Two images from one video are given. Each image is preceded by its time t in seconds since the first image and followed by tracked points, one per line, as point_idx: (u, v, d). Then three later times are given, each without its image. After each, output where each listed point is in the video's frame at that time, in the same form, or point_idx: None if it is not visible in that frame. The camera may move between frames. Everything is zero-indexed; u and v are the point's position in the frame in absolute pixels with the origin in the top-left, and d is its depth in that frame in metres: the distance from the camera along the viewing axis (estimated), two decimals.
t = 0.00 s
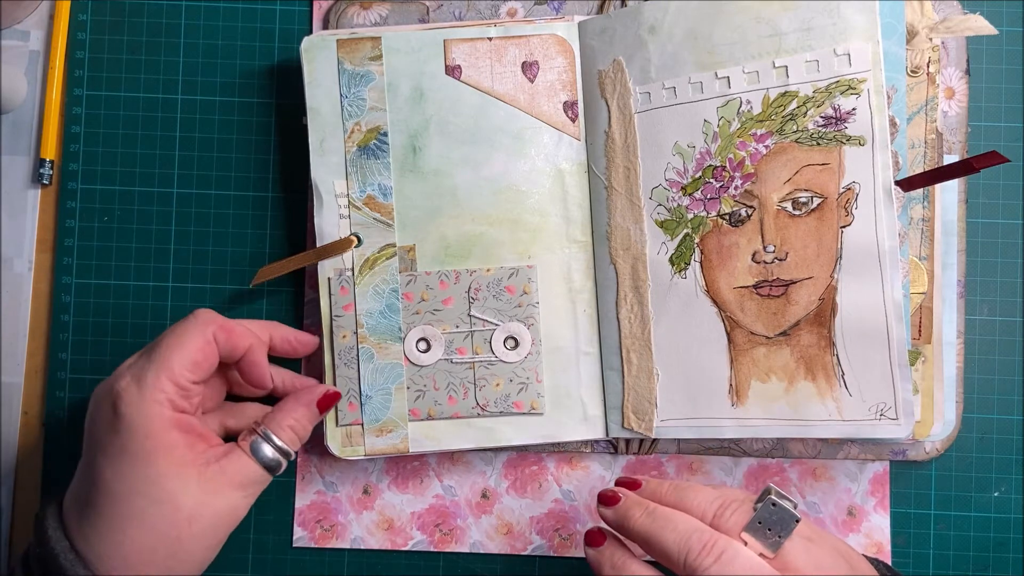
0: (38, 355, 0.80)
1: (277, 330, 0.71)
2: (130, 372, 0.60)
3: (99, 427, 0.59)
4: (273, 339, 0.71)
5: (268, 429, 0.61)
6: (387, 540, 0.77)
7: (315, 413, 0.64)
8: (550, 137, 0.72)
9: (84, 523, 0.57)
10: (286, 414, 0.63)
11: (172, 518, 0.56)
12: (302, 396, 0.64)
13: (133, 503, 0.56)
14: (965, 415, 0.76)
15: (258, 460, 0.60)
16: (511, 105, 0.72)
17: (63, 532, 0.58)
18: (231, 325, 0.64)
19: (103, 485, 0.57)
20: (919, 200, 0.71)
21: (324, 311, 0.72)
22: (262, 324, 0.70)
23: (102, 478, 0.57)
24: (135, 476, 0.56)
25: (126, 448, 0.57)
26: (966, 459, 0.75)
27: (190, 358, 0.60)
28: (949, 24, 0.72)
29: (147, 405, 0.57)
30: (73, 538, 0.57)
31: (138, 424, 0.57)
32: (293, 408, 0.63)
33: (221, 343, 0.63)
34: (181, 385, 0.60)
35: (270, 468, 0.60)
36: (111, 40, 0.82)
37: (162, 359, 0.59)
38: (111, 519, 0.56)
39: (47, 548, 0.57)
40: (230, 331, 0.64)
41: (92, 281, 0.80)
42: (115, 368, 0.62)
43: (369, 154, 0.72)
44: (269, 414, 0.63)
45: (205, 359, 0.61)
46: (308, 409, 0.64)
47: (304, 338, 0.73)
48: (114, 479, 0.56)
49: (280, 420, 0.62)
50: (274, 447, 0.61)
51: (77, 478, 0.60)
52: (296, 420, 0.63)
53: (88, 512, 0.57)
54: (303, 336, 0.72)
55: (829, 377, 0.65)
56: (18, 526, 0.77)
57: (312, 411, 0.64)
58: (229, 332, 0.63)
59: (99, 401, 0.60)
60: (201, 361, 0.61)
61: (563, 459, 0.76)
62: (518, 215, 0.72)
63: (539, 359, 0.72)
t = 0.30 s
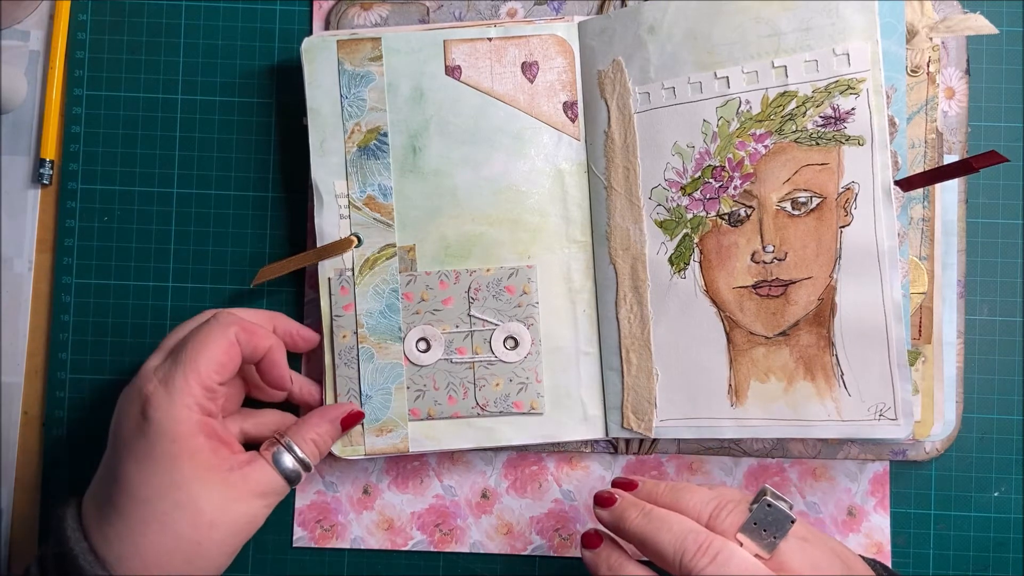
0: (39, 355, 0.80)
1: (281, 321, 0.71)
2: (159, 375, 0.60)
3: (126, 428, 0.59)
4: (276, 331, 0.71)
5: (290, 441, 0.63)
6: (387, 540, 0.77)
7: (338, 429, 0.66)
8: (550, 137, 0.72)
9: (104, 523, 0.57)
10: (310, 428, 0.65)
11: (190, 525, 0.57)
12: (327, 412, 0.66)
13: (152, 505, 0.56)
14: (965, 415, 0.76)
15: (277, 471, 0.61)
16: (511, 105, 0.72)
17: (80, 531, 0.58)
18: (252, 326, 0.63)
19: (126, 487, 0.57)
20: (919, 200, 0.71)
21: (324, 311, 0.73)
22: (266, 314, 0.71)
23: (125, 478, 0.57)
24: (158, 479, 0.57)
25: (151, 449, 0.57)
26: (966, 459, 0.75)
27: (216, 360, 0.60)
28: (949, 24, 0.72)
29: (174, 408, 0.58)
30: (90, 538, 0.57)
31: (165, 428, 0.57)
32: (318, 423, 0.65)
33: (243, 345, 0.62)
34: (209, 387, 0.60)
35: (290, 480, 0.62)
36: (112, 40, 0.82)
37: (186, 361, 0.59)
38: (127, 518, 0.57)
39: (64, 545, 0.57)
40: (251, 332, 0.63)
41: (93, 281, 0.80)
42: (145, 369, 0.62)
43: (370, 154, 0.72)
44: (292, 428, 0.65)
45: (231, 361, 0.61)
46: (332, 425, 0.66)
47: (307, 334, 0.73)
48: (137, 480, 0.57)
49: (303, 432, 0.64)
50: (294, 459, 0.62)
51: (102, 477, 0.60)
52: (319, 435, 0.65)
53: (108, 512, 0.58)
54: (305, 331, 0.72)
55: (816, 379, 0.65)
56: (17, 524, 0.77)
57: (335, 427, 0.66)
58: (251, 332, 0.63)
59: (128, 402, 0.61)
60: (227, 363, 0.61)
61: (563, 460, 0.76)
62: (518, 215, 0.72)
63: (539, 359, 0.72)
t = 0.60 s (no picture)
0: (39, 355, 0.80)
1: (277, 315, 0.72)
2: (159, 378, 0.60)
3: (128, 431, 0.60)
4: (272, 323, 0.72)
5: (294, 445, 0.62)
6: (387, 540, 0.77)
7: (342, 436, 0.66)
8: (550, 137, 0.72)
9: (109, 527, 0.58)
10: (315, 434, 0.64)
11: (189, 525, 0.56)
12: (332, 419, 0.66)
13: (154, 507, 0.56)
14: (965, 415, 0.76)
15: (279, 475, 0.61)
16: (511, 105, 0.72)
17: (87, 535, 0.59)
18: (248, 322, 0.63)
19: (128, 490, 0.57)
20: (920, 200, 0.71)
21: (324, 310, 0.73)
22: (260, 309, 0.72)
23: (127, 481, 0.57)
24: (159, 482, 0.57)
25: (152, 452, 0.57)
26: (966, 459, 0.75)
27: (216, 360, 0.60)
28: (949, 25, 0.72)
29: (174, 410, 0.58)
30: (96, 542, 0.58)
31: (165, 429, 0.57)
32: (323, 430, 0.65)
33: (240, 343, 0.62)
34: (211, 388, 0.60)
35: (292, 485, 0.61)
36: (112, 40, 0.82)
37: (185, 363, 0.59)
38: (129, 519, 0.57)
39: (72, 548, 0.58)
40: (247, 329, 0.63)
41: (93, 281, 0.80)
42: (146, 371, 0.63)
43: (369, 154, 0.72)
44: (296, 433, 0.64)
45: (229, 360, 0.61)
46: (337, 432, 0.66)
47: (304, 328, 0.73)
48: (139, 484, 0.57)
49: (308, 438, 0.64)
50: (299, 464, 0.61)
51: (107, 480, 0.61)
52: (323, 441, 0.65)
53: (111, 518, 0.58)
54: (303, 324, 0.72)
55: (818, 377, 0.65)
56: (17, 524, 0.78)
57: (339, 434, 0.66)
58: (246, 329, 0.62)
59: (131, 405, 0.61)
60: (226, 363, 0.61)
61: (563, 459, 0.76)
62: (518, 214, 0.72)
63: (539, 359, 0.72)
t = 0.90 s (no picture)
0: (39, 355, 0.80)
1: (274, 311, 0.72)
2: (167, 385, 0.60)
3: (139, 439, 0.59)
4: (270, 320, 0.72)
5: (303, 456, 0.62)
6: (387, 540, 0.77)
7: (350, 447, 0.65)
8: (550, 137, 0.72)
9: (118, 533, 0.58)
10: (324, 445, 0.64)
11: (196, 532, 0.56)
12: (340, 429, 0.66)
13: (163, 513, 0.56)
14: (965, 415, 0.76)
15: (286, 486, 0.60)
16: (511, 105, 0.72)
17: (97, 541, 0.59)
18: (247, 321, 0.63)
19: (137, 496, 0.57)
20: (920, 200, 0.71)
21: (324, 310, 0.73)
22: (258, 306, 0.72)
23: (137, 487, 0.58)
24: (169, 489, 0.57)
25: (161, 459, 0.57)
26: (966, 459, 0.75)
27: (220, 362, 0.60)
28: (949, 25, 0.72)
29: (184, 417, 0.58)
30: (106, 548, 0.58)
31: (177, 437, 0.57)
32: (331, 440, 0.64)
33: (243, 342, 0.62)
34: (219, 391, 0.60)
35: (302, 498, 0.61)
36: (111, 40, 0.82)
37: (192, 369, 0.59)
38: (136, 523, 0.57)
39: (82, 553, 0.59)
40: (247, 328, 0.63)
41: (94, 282, 0.80)
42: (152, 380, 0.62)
43: (369, 154, 0.72)
44: (306, 443, 0.63)
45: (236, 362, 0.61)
46: (345, 443, 0.65)
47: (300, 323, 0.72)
48: (148, 491, 0.57)
49: (316, 449, 0.63)
50: (307, 476, 0.61)
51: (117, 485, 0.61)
52: (332, 452, 0.64)
53: (119, 526, 0.58)
54: (299, 321, 0.72)
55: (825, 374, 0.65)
56: (17, 524, 0.78)
57: (347, 444, 0.65)
58: (247, 328, 0.63)
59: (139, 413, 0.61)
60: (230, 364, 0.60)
61: (563, 459, 0.76)
62: (518, 214, 0.72)
63: (539, 359, 0.72)
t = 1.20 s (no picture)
0: (39, 355, 0.80)
1: (269, 310, 0.72)
2: (170, 393, 0.60)
3: (144, 444, 0.59)
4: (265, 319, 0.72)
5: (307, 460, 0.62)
6: (387, 540, 0.77)
7: (352, 446, 0.66)
8: (550, 137, 0.72)
9: (124, 538, 0.58)
10: (327, 447, 0.64)
11: (199, 534, 0.56)
12: (341, 429, 0.66)
13: (165, 515, 0.56)
14: (964, 415, 0.76)
15: (293, 491, 0.60)
16: (511, 105, 0.72)
17: (103, 544, 0.59)
18: (245, 323, 0.63)
19: (144, 501, 0.57)
20: (920, 200, 0.71)
21: (323, 310, 0.72)
22: (253, 305, 0.72)
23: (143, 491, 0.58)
24: (174, 495, 0.57)
25: (167, 462, 0.57)
26: (966, 459, 0.75)
27: (223, 366, 0.60)
28: (949, 24, 0.71)
29: (191, 425, 0.58)
30: (111, 553, 0.58)
31: (182, 443, 0.57)
32: (334, 442, 0.64)
33: (242, 344, 0.62)
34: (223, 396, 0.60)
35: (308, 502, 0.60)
36: (111, 40, 0.82)
37: (194, 376, 0.59)
38: (142, 525, 0.57)
39: (86, 558, 0.59)
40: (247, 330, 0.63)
41: (94, 283, 0.80)
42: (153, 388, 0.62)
43: (369, 154, 0.72)
44: (309, 447, 0.63)
45: (237, 366, 0.61)
46: (347, 443, 0.65)
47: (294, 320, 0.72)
48: (154, 496, 0.57)
49: (320, 452, 0.63)
50: (313, 480, 0.61)
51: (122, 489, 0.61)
52: (335, 454, 0.64)
53: (125, 530, 0.58)
54: (296, 321, 0.72)
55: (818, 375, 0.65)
56: (18, 524, 0.78)
57: (349, 444, 0.65)
58: (246, 330, 0.63)
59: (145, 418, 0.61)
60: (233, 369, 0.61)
61: (563, 459, 0.76)
62: (518, 214, 0.72)
63: (539, 359, 0.72)
